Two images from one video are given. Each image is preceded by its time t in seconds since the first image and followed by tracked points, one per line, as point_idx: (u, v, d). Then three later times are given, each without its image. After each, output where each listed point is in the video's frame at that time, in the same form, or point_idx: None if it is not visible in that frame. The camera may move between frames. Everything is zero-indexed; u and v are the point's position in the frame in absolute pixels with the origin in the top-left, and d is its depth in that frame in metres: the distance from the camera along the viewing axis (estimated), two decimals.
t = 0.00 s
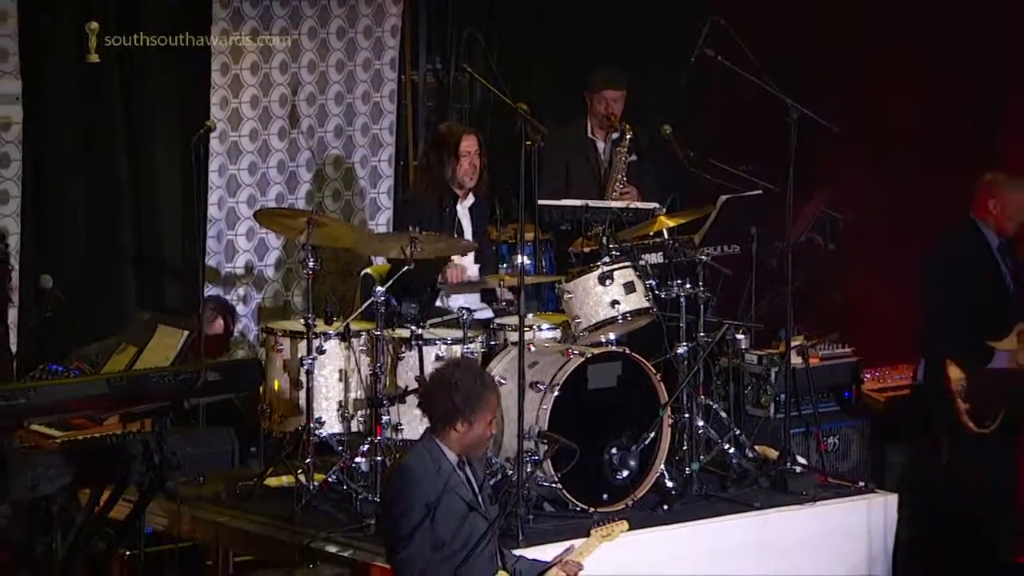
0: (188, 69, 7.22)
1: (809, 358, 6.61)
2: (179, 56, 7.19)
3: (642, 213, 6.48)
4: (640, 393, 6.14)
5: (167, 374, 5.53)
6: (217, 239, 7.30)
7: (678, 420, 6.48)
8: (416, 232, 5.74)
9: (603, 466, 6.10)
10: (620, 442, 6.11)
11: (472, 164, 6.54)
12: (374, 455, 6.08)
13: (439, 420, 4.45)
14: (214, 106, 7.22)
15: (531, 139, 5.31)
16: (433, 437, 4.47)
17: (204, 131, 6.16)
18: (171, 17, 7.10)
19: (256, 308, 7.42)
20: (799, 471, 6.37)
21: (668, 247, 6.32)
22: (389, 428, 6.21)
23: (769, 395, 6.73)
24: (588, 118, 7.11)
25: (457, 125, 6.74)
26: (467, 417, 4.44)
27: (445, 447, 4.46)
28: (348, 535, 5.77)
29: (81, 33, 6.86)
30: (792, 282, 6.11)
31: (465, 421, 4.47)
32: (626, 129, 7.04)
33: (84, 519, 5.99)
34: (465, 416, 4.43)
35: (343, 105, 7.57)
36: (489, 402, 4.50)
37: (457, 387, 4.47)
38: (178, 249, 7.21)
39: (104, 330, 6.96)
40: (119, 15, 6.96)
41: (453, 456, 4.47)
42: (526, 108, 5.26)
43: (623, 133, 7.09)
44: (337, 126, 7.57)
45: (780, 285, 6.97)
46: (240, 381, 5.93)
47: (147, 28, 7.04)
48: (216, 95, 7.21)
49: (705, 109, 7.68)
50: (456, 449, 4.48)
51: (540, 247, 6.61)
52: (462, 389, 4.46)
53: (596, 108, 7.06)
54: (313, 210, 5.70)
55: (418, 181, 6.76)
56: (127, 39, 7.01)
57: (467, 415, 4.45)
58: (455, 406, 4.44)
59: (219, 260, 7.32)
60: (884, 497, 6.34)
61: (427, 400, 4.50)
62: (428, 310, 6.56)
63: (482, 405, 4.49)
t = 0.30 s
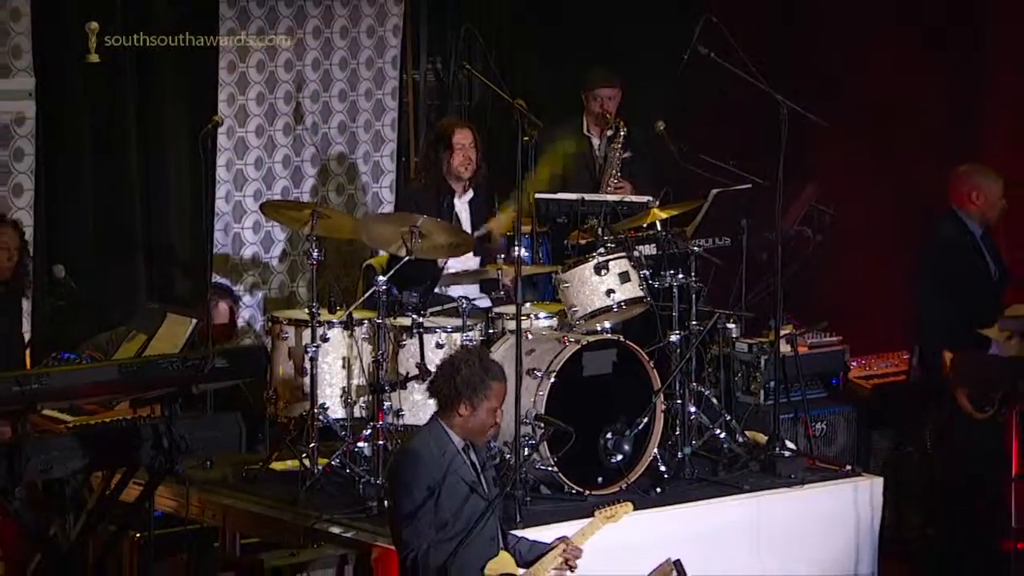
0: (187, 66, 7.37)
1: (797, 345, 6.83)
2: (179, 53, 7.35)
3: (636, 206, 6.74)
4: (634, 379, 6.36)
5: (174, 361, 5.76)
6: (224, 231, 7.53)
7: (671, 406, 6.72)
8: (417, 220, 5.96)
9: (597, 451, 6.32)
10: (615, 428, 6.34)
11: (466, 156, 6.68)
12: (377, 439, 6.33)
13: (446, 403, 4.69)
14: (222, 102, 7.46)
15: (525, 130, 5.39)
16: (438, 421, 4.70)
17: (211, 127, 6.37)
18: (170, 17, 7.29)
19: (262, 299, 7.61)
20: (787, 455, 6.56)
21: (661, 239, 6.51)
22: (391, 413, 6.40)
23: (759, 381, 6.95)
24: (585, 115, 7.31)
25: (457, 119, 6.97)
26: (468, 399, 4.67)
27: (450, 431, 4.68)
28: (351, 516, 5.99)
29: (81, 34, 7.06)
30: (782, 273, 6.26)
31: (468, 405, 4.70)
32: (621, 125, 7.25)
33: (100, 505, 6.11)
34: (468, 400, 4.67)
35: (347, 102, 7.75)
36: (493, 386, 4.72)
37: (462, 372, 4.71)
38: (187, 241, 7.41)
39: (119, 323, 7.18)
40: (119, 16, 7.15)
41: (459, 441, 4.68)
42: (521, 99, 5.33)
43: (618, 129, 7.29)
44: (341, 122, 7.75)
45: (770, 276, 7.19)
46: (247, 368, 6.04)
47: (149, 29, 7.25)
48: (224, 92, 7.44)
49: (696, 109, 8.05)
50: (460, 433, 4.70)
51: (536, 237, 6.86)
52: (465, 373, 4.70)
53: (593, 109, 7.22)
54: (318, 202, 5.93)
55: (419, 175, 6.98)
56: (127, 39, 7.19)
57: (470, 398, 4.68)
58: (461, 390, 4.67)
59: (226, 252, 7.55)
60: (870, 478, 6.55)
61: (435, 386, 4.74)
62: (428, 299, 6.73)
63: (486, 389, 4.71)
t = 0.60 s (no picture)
0: (187, 65, 7.58)
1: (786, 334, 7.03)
2: (178, 53, 7.55)
3: (631, 200, 6.96)
4: (627, 367, 6.59)
5: (184, 347, 6.00)
6: (231, 224, 7.74)
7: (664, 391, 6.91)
8: (416, 217, 6.18)
9: (593, 436, 6.55)
10: (610, 413, 6.58)
11: (473, 154, 7.02)
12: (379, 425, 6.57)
13: (456, 387, 4.91)
14: (229, 99, 7.67)
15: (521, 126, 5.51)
16: (449, 405, 4.93)
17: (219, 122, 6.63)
18: (170, 18, 7.48)
19: (268, 290, 7.87)
20: (777, 440, 6.78)
21: (655, 231, 6.76)
22: (393, 399, 6.60)
23: (749, 368, 7.18)
24: (582, 112, 7.54)
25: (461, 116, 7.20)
26: (480, 385, 4.88)
27: (458, 415, 4.92)
28: (354, 499, 6.21)
29: (81, 34, 7.24)
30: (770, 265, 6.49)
31: (479, 390, 4.91)
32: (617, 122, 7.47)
33: (112, 487, 6.45)
34: (479, 385, 4.88)
35: (351, 99, 8.04)
36: (504, 374, 4.91)
37: (474, 357, 4.92)
38: (197, 234, 7.66)
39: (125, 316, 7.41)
40: (120, 15, 7.33)
41: (465, 423, 4.93)
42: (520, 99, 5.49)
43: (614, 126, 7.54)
44: (345, 119, 8.04)
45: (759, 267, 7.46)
46: (256, 353, 6.28)
47: (150, 29, 7.44)
48: (231, 89, 7.66)
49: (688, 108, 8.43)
50: (468, 417, 4.93)
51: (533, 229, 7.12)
52: (479, 358, 4.90)
53: (590, 106, 7.46)
54: (321, 196, 6.13)
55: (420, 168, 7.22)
56: (127, 39, 7.36)
57: (481, 384, 4.88)
58: (472, 374, 4.89)
59: (232, 245, 7.76)
60: (856, 463, 6.77)
61: (449, 369, 4.96)
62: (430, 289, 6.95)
63: (498, 376, 4.90)
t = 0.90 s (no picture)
0: (186, 64, 7.81)
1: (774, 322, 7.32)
2: (178, 52, 7.78)
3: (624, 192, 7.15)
4: (621, 354, 6.84)
5: (193, 335, 6.24)
6: (238, 218, 8.03)
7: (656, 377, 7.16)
8: (417, 205, 6.40)
9: (588, 421, 6.79)
10: (604, 399, 6.82)
11: (477, 150, 7.26)
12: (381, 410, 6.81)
13: (464, 372, 5.17)
14: (236, 97, 7.96)
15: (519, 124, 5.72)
16: (456, 390, 5.17)
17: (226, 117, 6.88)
18: (169, 18, 7.72)
19: (274, 281, 8.15)
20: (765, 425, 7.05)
21: (647, 223, 6.97)
22: (394, 385, 6.83)
23: (740, 356, 7.40)
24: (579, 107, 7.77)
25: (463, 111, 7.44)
26: (486, 369, 5.13)
27: (464, 399, 5.16)
28: (357, 481, 6.42)
29: (82, 34, 7.49)
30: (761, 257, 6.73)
31: (485, 374, 5.17)
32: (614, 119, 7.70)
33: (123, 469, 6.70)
34: (485, 370, 5.13)
35: (354, 97, 8.32)
36: (510, 358, 5.17)
37: (481, 344, 5.15)
38: (205, 227, 7.91)
39: (137, 309, 7.71)
40: (117, 16, 7.57)
41: (470, 407, 5.17)
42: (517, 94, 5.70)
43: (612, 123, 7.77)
44: (348, 116, 8.33)
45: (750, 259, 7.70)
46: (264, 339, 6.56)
47: (150, 28, 7.67)
48: (238, 87, 7.95)
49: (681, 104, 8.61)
50: (473, 401, 5.18)
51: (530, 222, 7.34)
52: (486, 345, 5.14)
53: (588, 103, 7.66)
54: (325, 187, 6.35)
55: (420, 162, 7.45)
56: (126, 38, 7.60)
57: (487, 368, 5.14)
58: (480, 360, 5.13)
59: (240, 237, 8.06)
60: (843, 447, 7.02)
61: (455, 354, 5.21)
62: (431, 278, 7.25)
63: (504, 361, 5.15)
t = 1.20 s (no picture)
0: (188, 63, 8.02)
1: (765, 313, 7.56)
2: (178, 51, 7.98)
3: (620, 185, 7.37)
4: (617, 342, 7.08)
5: (201, 322, 6.46)
6: (246, 212, 8.29)
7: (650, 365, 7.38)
8: (417, 200, 6.65)
9: (584, 408, 7.02)
10: (600, 386, 7.05)
11: (469, 144, 7.44)
12: (384, 396, 7.07)
13: (457, 356, 5.40)
14: (244, 95, 8.26)
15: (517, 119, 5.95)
16: (448, 372, 5.43)
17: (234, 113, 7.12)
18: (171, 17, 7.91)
19: (280, 273, 8.41)
20: (757, 411, 7.25)
21: (641, 216, 7.26)
22: (396, 372, 7.10)
23: (732, 345, 7.65)
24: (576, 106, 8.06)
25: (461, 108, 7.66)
26: (476, 353, 5.37)
27: (458, 382, 5.41)
28: (360, 465, 6.64)
29: (82, 34, 7.65)
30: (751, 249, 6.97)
31: (476, 357, 5.40)
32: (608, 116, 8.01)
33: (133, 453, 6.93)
34: (476, 353, 5.37)
35: (358, 95, 8.67)
36: (500, 343, 5.39)
37: (470, 327, 5.40)
38: (214, 220, 8.19)
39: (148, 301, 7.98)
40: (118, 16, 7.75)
41: (465, 390, 5.41)
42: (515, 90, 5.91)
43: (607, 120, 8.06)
44: (352, 113, 8.66)
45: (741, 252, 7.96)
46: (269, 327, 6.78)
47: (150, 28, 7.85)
48: (246, 85, 8.26)
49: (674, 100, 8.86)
50: (467, 384, 5.42)
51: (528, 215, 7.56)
52: (474, 329, 5.39)
53: (585, 102, 7.96)
54: (329, 182, 6.56)
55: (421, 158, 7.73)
56: (126, 38, 7.78)
57: (477, 352, 5.37)
58: (470, 344, 5.38)
59: (248, 231, 8.30)
60: (830, 433, 7.26)
61: (446, 338, 5.46)
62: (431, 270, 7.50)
63: (493, 345, 5.38)
